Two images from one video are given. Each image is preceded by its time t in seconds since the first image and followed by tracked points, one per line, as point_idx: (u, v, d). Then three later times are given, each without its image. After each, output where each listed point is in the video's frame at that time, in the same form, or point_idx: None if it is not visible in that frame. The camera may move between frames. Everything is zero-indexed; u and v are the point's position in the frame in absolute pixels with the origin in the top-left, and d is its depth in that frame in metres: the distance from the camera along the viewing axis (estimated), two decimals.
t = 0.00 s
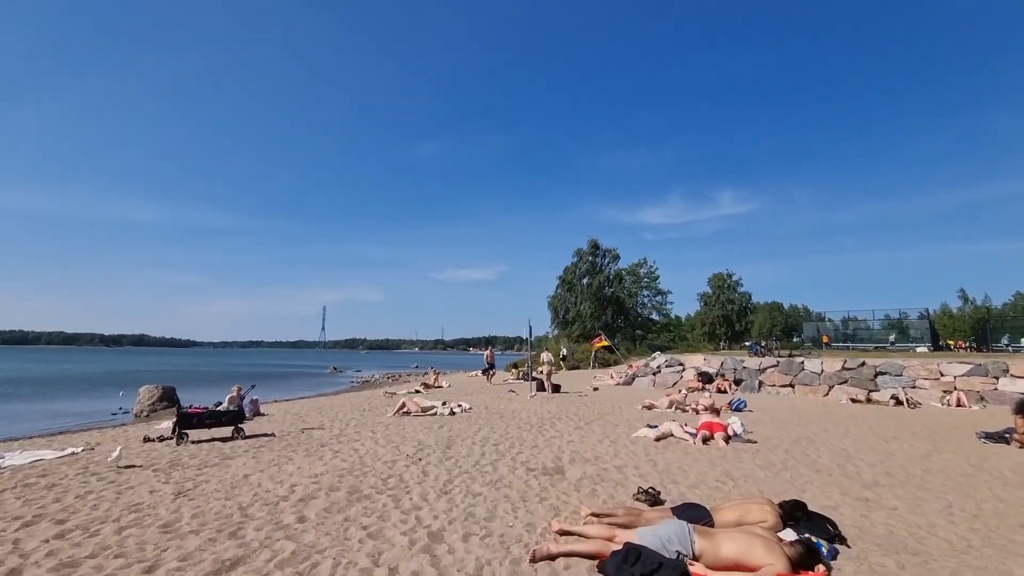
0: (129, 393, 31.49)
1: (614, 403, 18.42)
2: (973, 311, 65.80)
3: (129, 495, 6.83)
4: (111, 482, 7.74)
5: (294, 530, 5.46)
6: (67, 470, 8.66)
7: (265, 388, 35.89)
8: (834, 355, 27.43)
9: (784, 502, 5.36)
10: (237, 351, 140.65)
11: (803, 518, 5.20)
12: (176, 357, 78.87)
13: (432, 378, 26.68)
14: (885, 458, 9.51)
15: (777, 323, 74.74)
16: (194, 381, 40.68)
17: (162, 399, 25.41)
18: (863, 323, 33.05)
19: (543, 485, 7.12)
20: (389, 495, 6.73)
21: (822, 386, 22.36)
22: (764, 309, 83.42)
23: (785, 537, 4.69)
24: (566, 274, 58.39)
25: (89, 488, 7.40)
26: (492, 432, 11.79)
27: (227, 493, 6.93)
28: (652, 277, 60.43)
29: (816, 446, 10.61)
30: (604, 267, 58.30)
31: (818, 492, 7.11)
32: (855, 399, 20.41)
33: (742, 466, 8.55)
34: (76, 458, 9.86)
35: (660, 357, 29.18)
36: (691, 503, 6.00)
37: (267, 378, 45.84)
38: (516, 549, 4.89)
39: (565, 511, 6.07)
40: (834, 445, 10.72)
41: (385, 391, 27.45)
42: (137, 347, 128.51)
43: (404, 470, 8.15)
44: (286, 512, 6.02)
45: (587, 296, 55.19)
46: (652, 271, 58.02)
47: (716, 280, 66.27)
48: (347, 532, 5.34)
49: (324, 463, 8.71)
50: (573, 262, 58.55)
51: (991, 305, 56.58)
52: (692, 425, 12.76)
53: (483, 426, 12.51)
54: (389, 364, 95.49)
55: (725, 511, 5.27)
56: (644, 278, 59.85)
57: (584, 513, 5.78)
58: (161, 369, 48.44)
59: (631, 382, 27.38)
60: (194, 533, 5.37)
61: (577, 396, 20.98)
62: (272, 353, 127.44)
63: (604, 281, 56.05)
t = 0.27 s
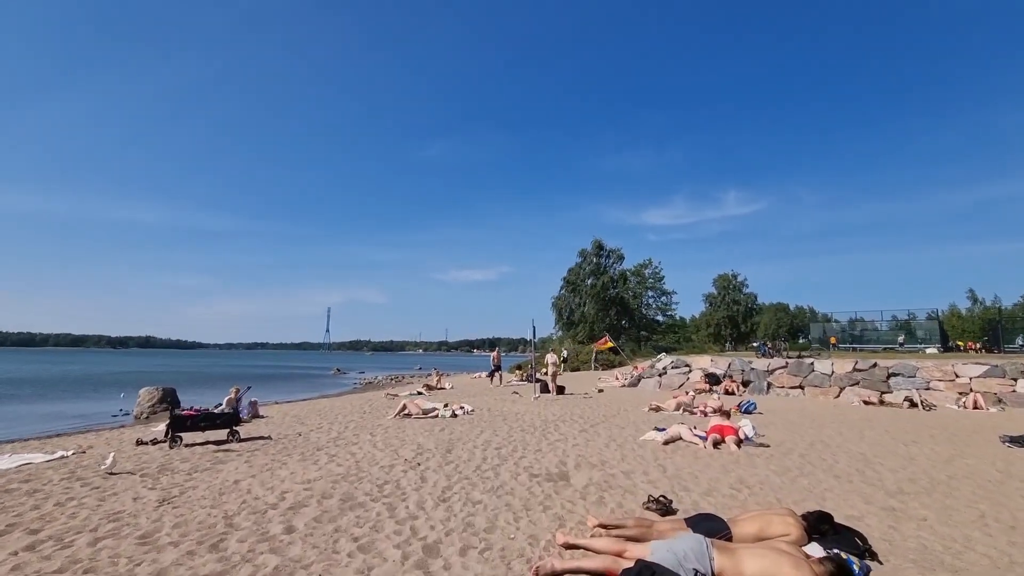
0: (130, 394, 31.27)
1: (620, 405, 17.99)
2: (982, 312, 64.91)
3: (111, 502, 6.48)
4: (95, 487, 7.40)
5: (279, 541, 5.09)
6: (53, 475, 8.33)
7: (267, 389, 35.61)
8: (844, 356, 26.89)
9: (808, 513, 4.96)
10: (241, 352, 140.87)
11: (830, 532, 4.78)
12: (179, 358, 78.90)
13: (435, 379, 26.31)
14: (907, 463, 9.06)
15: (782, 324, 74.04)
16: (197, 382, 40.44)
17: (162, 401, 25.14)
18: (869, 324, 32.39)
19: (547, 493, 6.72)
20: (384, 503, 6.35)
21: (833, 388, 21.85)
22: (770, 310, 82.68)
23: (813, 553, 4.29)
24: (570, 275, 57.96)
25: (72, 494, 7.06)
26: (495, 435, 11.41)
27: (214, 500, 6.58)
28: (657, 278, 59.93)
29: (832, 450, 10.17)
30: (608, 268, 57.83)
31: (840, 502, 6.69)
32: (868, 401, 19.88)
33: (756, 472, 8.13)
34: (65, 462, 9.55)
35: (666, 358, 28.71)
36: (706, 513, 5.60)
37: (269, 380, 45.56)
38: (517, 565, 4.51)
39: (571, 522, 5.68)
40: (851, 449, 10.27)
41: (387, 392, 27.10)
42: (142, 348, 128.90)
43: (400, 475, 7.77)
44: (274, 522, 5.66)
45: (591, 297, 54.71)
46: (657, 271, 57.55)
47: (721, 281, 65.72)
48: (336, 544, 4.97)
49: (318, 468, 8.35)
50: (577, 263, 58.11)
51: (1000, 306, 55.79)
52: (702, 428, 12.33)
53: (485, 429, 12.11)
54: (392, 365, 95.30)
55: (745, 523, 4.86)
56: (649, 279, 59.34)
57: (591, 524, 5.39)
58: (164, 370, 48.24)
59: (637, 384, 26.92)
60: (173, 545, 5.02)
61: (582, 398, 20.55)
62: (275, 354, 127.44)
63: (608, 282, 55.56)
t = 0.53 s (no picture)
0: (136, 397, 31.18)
1: (630, 409, 17.54)
2: (997, 313, 63.62)
3: (95, 514, 6.15)
4: (82, 497, 7.09)
5: (266, 561, 4.71)
6: (43, 483, 8.03)
7: (273, 391, 35.42)
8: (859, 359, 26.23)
9: (843, 534, 4.48)
10: (250, 354, 141.60)
11: (869, 554, 4.30)
12: (188, 360, 79.31)
13: (441, 381, 25.94)
14: (937, 474, 8.54)
15: (792, 326, 73.10)
16: (204, 384, 40.39)
17: (167, 404, 24.96)
18: (882, 325, 31.43)
19: (556, 505, 6.31)
20: (382, 517, 5.95)
21: (850, 392, 21.22)
22: (779, 312, 81.72)
23: None
24: (578, 277, 57.47)
25: (57, 504, 6.74)
26: (501, 441, 11.00)
27: (203, 512, 6.22)
28: (666, 279, 59.33)
29: (855, 459, 9.66)
30: (616, 269, 57.30)
31: (871, 519, 6.23)
32: (888, 406, 19.24)
33: (778, 482, 7.66)
34: (58, 469, 9.26)
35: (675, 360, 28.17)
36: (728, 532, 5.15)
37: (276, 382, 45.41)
38: None
39: (582, 539, 5.26)
40: (875, 457, 9.76)
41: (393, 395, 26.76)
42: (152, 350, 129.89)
43: (401, 485, 7.37)
44: (264, 538, 5.28)
45: (599, 298, 54.18)
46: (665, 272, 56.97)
47: (730, 282, 65.00)
48: (327, 565, 4.58)
49: (315, 477, 7.98)
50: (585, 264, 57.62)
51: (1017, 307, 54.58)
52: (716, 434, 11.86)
53: (491, 435, 11.71)
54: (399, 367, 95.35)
55: (772, 544, 4.47)
56: (657, 280, 58.72)
57: (604, 543, 4.96)
58: (171, 372, 48.24)
59: (646, 387, 26.40)
60: (153, 565, 4.66)
61: (590, 401, 20.09)
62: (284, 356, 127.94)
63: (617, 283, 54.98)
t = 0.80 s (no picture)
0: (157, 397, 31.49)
1: (652, 413, 16.98)
2: None
3: (98, 521, 5.91)
4: (90, 500, 6.88)
5: None
6: (53, 485, 7.87)
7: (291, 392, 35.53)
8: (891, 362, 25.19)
9: (907, 556, 3.97)
10: (270, 355, 143.48)
11: None
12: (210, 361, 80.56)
13: (457, 383, 25.62)
14: (992, 485, 7.89)
15: (816, 328, 71.28)
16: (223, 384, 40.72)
17: (186, 404, 25.06)
18: (908, 328, 30.24)
19: (580, 517, 5.89)
20: (394, 527, 5.59)
21: (883, 396, 20.32)
22: (802, 314, 79.77)
23: None
24: (596, 278, 56.79)
25: (62, 509, 6.53)
26: (520, 446, 10.59)
27: (209, 519, 5.94)
28: (685, 280, 58.31)
29: (898, 468, 9.03)
30: (634, 269, 56.48)
31: (926, 536, 5.67)
32: (924, 411, 18.34)
33: (818, 493, 7.12)
34: (71, 470, 9.11)
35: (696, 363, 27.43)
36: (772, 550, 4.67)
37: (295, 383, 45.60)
38: None
39: (609, 556, 4.84)
40: (920, 466, 9.12)
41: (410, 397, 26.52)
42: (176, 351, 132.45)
43: (415, 492, 7.02)
44: (269, 549, 4.97)
45: (617, 299, 53.42)
46: (685, 273, 55.99)
47: (751, 283, 63.71)
48: None
49: (326, 482, 7.67)
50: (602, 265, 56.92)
51: None
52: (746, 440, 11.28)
53: (509, 439, 11.31)
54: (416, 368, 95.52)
55: (826, 567, 3.98)
56: (677, 281, 57.73)
57: (634, 561, 4.53)
58: (192, 373, 48.80)
59: (667, 390, 25.72)
60: None
61: (611, 405, 19.55)
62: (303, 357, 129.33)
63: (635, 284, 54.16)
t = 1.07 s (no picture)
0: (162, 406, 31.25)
1: (664, 421, 16.47)
2: None
3: (83, 541, 5.55)
4: (77, 518, 6.51)
5: None
6: (41, 501, 7.53)
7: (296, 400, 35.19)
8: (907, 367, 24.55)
9: None
10: (277, 363, 143.81)
11: None
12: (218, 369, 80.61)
13: (464, 391, 25.19)
14: None
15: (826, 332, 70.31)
16: (229, 392, 40.48)
17: (190, 413, 24.77)
18: (920, 332, 29.50)
19: (596, 536, 5.46)
20: (396, 549, 5.19)
21: (902, 403, 19.70)
22: (811, 318, 78.74)
23: None
24: (602, 283, 56.31)
25: (46, 528, 6.16)
26: (528, 457, 10.15)
27: (198, 540, 5.55)
28: (692, 285, 57.74)
29: (931, 479, 8.52)
30: (641, 274, 55.97)
31: (975, 557, 5.19)
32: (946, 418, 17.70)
33: (850, 509, 6.64)
34: (63, 484, 8.77)
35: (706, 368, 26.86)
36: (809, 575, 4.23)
37: (300, 391, 45.32)
38: None
39: None
40: (953, 478, 8.60)
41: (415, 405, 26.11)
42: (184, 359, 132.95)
43: (418, 509, 6.60)
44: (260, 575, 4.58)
45: (624, 304, 52.88)
46: (692, 278, 55.44)
47: (759, 288, 63.06)
48: None
49: (325, 498, 7.27)
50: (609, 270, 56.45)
51: None
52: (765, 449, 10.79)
53: (518, 449, 10.88)
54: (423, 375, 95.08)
55: None
56: (684, 286, 57.17)
57: None
58: (199, 381, 48.65)
59: (678, 396, 25.15)
60: None
61: (621, 412, 19.06)
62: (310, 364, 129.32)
63: (642, 289, 53.64)
